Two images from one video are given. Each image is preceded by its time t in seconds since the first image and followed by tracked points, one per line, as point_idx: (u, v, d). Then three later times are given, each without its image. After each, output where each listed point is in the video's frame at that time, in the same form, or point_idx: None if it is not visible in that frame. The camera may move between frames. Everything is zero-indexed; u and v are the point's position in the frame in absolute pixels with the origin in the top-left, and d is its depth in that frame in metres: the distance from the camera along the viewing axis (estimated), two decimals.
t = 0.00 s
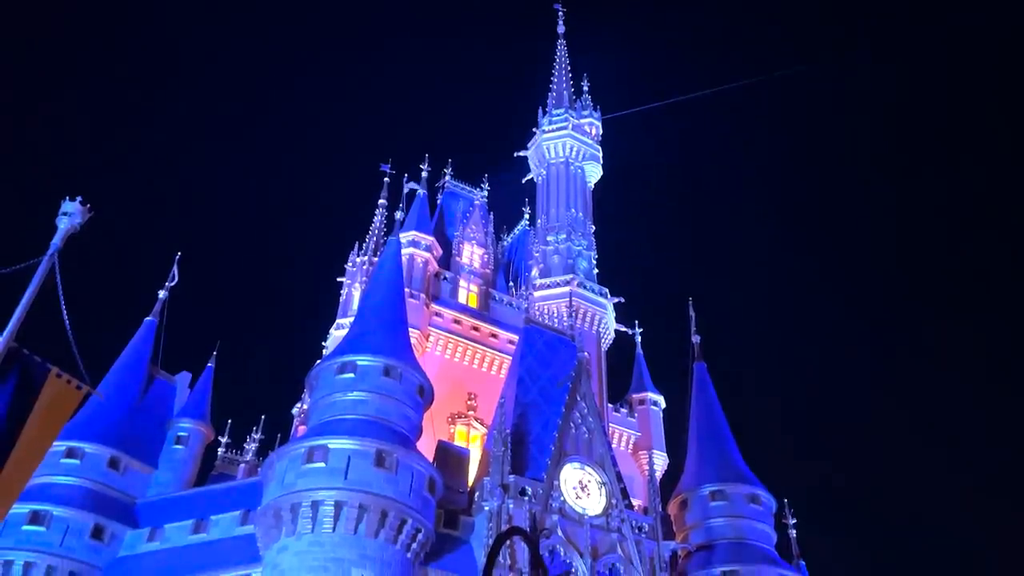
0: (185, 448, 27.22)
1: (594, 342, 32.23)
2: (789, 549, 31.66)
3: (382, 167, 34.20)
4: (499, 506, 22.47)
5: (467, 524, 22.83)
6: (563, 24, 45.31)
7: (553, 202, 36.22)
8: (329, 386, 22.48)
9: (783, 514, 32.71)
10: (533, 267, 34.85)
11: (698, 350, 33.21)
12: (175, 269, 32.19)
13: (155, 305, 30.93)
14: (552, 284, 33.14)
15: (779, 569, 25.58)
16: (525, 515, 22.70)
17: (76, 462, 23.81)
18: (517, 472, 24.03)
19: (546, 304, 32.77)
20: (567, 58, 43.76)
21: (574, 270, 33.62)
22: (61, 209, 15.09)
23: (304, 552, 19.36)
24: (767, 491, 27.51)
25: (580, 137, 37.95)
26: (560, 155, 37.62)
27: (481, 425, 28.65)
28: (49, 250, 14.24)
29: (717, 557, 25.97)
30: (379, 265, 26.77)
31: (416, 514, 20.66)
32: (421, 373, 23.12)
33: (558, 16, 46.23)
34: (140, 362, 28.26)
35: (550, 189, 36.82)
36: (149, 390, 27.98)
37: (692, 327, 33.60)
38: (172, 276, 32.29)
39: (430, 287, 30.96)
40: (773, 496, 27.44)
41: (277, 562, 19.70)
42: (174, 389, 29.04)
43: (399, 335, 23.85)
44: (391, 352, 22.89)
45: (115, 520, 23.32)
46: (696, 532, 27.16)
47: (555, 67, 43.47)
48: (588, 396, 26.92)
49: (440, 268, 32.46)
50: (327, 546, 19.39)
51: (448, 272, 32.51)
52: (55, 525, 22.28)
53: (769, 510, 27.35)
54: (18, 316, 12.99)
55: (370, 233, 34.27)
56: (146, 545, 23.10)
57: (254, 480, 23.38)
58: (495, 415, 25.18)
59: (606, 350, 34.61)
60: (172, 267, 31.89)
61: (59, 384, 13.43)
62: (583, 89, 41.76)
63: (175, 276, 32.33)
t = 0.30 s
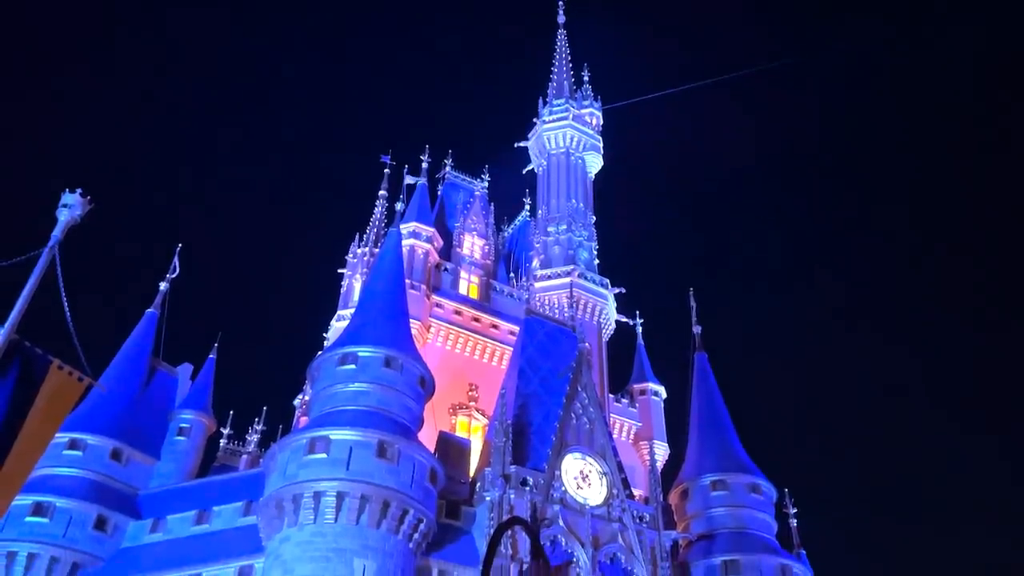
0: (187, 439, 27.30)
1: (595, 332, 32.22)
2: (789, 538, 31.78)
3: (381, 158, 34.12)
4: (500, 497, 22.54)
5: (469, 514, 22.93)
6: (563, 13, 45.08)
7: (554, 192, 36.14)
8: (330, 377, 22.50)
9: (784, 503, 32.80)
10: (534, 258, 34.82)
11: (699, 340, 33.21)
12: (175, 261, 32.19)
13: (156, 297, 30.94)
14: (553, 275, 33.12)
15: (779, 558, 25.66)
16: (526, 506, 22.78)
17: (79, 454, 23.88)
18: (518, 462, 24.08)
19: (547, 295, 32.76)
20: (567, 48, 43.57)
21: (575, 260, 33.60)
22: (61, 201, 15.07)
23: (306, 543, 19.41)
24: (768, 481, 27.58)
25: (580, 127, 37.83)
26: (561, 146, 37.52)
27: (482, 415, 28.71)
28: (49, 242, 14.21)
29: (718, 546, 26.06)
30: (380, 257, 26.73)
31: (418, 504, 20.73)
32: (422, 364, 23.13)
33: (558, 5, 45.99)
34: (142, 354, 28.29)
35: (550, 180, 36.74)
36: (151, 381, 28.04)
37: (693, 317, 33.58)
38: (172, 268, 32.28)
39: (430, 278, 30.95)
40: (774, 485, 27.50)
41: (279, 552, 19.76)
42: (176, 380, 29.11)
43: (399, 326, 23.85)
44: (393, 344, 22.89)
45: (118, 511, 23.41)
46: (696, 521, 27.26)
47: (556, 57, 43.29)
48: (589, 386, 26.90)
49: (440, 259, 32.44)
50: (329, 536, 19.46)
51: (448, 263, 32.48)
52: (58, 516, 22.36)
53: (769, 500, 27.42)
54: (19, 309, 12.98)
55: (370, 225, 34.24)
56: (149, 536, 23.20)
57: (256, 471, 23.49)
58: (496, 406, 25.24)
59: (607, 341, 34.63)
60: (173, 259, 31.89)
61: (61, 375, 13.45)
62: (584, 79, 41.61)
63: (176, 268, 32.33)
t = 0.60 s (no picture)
0: (189, 430, 27.21)
1: (596, 322, 32.22)
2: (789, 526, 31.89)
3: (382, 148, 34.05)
4: (501, 486, 22.63)
5: (470, 504, 23.03)
6: (564, 2, 44.88)
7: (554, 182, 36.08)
8: (332, 368, 22.54)
9: (784, 491, 32.90)
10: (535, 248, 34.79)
11: (699, 330, 33.22)
12: (175, 253, 32.19)
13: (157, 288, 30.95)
14: (553, 265, 33.11)
15: (780, 547, 25.75)
16: (527, 495, 22.85)
17: (81, 445, 23.96)
18: (519, 452, 24.14)
19: (547, 285, 32.74)
20: (568, 38, 43.40)
21: (576, 251, 33.57)
22: (60, 192, 15.05)
23: (308, 533, 19.48)
24: (768, 470, 27.66)
25: (581, 117, 37.73)
26: (561, 136, 37.44)
27: (483, 406, 28.77)
28: (49, 234, 14.19)
29: (718, 535, 26.16)
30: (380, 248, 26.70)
31: (420, 494, 20.81)
32: (422, 355, 23.16)
33: None
34: (143, 346, 28.34)
35: (551, 170, 36.68)
36: (152, 373, 28.10)
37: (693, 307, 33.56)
38: (173, 259, 32.28)
39: (431, 269, 30.95)
40: (774, 474, 27.58)
41: (282, 542, 19.83)
42: (177, 371, 29.18)
43: (400, 317, 23.86)
44: (393, 334, 22.92)
45: (120, 501, 23.51)
46: (697, 510, 27.36)
47: (556, 46, 43.13)
48: (589, 376, 26.90)
49: (441, 250, 32.42)
50: (331, 526, 19.54)
51: (449, 254, 32.47)
52: (61, 507, 22.46)
53: (770, 489, 27.50)
54: (19, 301, 12.98)
55: (371, 215, 34.22)
56: (152, 526, 23.30)
57: (258, 462, 23.59)
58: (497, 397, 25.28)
59: (608, 331, 34.64)
60: (173, 251, 31.89)
61: (62, 367, 13.50)
62: (584, 68, 41.47)
63: (176, 260, 32.32)
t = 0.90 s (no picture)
0: (190, 421, 27.09)
1: (596, 312, 32.23)
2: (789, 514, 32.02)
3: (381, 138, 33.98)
4: (501, 476, 22.72)
5: (471, 493, 23.13)
6: None
7: (554, 172, 36.01)
8: (332, 358, 22.58)
9: (784, 480, 33.01)
10: (535, 238, 34.77)
11: (699, 319, 33.23)
12: (175, 244, 32.20)
13: (157, 279, 30.97)
14: (553, 255, 33.10)
15: (780, 535, 25.85)
16: (527, 484, 22.93)
17: (83, 435, 24.04)
18: (520, 441, 24.21)
19: (547, 275, 32.74)
20: (567, 27, 43.22)
21: (576, 240, 33.55)
22: (59, 183, 15.05)
23: (310, 522, 19.56)
24: (769, 458, 27.74)
25: (580, 106, 37.61)
26: (561, 125, 37.35)
27: (483, 395, 28.83)
28: (49, 225, 14.19)
29: (718, 523, 26.26)
30: (380, 238, 26.68)
31: (420, 483, 20.87)
32: (422, 345, 23.18)
33: None
34: (144, 337, 28.39)
35: (550, 159, 36.60)
36: (153, 364, 28.15)
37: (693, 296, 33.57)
38: (173, 250, 32.28)
39: (431, 259, 30.94)
40: (774, 463, 27.66)
41: (283, 532, 19.91)
42: (178, 362, 29.25)
43: (400, 307, 23.88)
44: (393, 324, 22.94)
45: (122, 491, 23.60)
46: (697, 499, 27.46)
47: (555, 36, 42.96)
48: (589, 366, 26.91)
49: (441, 240, 32.40)
50: (333, 516, 19.61)
51: (449, 244, 32.45)
52: (63, 497, 22.54)
53: (770, 477, 27.58)
54: (20, 291, 13.01)
55: (370, 206, 34.19)
56: (154, 517, 23.39)
57: (260, 453, 23.68)
58: (498, 386, 25.35)
59: (608, 320, 34.67)
60: (173, 242, 31.89)
61: (63, 358, 13.51)
62: (583, 58, 41.32)
63: (176, 251, 32.32)
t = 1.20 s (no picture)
0: (191, 412, 27.16)
1: (596, 302, 32.23)
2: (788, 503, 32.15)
3: (380, 128, 33.87)
4: (501, 465, 22.79)
5: (471, 483, 23.22)
6: None
7: (553, 162, 35.92)
8: (332, 348, 22.60)
9: (784, 468, 33.10)
10: (534, 228, 34.72)
11: (699, 309, 33.24)
12: (174, 234, 32.16)
13: (157, 270, 30.95)
14: (553, 245, 33.07)
15: (779, 523, 25.95)
16: (527, 474, 22.99)
17: (83, 426, 24.08)
18: (520, 431, 24.27)
19: (547, 265, 32.71)
20: (567, 16, 43.02)
21: (575, 230, 33.51)
22: (57, 173, 15.02)
23: (311, 512, 19.62)
24: (768, 447, 27.79)
25: (580, 95, 37.47)
26: (560, 115, 37.23)
27: (483, 385, 28.88)
28: (47, 215, 14.17)
29: (718, 511, 26.37)
30: (379, 229, 26.65)
31: (421, 473, 20.92)
32: (422, 335, 23.19)
33: None
34: (144, 328, 28.41)
35: (550, 149, 36.51)
36: (153, 355, 28.19)
37: (693, 286, 33.56)
38: (172, 241, 32.23)
39: (430, 250, 30.91)
40: (774, 452, 27.72)
41: (284, 521, 19.97)
42: (179, 352, 29.38)
43: (400, 297, 23.87)
44: (393, 315, 22.94)
45: (123, 482, 23.68)
46: (697, 488, 27.54)
47: (555, 25, 42.75)
48: (589, 355, 26.92)
49: (440, 230, 32.35)
50: (334, 506, 19.67)
51: (448, 235, 32.41)
52: (64, 488, 22.59)
53: (769, 466, 27.65)
54: (19, 282, 13.00)
55: (370, 196, 34.13)
56: (155, 507, 23.46)
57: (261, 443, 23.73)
58: (497, 376, 25.40)
59: (608, 310, 34.66)
60: (172, 233, 31.85)
61: (62, 349, 13.52)
62: (583, 46, 41.14)
63: (175, 242, 32.28)
